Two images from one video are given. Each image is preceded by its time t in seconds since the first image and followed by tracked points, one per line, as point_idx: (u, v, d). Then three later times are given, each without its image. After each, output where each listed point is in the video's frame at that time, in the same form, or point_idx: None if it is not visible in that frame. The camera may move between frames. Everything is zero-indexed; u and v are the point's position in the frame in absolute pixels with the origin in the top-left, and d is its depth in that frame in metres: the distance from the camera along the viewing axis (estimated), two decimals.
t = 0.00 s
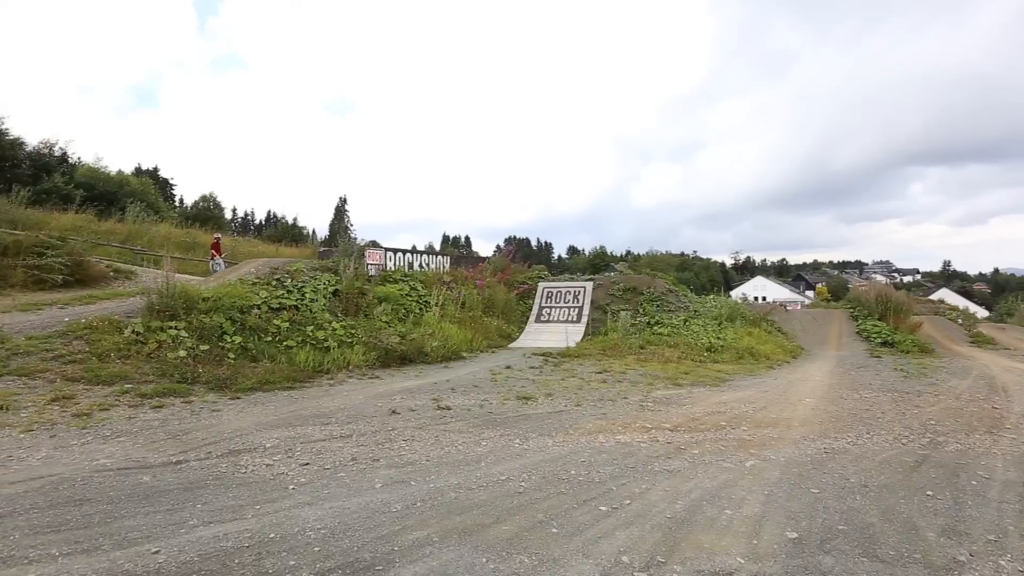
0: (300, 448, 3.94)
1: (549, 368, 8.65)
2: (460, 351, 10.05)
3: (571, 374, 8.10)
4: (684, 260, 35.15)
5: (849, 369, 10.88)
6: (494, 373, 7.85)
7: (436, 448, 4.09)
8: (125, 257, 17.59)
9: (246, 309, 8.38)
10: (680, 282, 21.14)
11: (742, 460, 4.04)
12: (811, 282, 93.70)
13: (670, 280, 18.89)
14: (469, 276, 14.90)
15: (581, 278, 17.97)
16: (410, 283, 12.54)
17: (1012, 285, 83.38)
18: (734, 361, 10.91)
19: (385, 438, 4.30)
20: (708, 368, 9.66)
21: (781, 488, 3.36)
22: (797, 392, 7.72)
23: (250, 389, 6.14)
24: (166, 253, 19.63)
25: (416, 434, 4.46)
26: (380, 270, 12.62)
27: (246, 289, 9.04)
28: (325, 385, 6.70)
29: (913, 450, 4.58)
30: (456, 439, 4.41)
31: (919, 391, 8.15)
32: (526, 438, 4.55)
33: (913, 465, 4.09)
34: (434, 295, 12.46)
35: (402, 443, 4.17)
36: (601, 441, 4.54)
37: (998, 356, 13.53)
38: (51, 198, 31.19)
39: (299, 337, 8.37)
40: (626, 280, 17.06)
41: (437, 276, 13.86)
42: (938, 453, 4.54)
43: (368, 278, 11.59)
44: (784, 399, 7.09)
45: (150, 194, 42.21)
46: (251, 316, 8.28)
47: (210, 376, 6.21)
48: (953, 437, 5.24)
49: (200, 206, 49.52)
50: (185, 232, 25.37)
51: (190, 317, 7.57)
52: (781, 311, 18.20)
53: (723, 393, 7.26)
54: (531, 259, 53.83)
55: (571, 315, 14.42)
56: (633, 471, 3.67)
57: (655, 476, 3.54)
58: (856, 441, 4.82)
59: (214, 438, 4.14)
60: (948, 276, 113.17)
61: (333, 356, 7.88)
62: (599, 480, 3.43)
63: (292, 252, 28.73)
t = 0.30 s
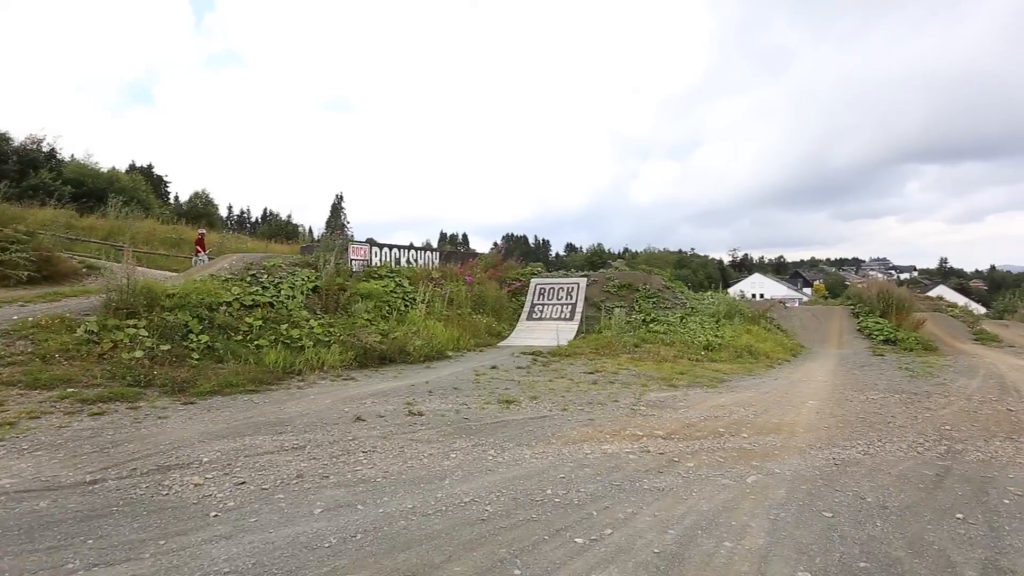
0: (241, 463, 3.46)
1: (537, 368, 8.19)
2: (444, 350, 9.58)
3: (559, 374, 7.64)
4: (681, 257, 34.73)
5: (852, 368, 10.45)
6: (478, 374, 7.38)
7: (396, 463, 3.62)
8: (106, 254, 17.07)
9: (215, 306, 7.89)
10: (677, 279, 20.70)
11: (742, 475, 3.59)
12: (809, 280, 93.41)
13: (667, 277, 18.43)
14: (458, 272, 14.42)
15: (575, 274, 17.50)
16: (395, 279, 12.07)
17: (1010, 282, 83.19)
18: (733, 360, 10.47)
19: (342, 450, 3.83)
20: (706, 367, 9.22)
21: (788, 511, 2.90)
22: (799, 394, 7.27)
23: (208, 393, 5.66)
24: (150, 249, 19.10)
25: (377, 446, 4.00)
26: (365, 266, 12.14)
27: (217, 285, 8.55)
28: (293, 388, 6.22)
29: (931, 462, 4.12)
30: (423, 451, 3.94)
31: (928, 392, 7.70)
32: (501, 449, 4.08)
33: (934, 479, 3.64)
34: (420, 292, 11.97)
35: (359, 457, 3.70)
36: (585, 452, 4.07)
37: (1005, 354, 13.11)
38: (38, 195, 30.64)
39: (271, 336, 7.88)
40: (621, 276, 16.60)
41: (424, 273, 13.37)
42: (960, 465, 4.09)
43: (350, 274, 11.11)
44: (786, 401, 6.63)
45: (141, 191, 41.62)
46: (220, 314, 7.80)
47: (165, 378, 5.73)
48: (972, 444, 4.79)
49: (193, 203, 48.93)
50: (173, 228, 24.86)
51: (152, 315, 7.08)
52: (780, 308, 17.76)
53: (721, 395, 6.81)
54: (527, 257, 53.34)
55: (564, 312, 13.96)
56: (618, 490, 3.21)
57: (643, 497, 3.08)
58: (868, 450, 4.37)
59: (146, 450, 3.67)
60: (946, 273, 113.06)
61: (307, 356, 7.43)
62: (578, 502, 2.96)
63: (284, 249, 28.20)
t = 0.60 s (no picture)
0: (147, 496, 2.86)
1: (525, 371, 7.60)
2: (427, 351, 8.98)
3: (548, 378, 7.06)
4: (680, 253, 34.17)
5: (860, 369, 9.89)
6: (458, 378, 6.78)
7: (339, 494, 3.02)
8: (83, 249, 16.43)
9: (174, 304, 7.27)
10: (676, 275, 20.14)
11: (753, 507, 3.01)
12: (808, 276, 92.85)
13: (665, 273, 17.83)
14: (447, 268, 13.81)
15: (570, 271, 16.92)
16: (378, 276, 11.47)
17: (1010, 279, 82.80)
18: (734, 361, 9.91)
19: (278, 477, 3.23)
20: (707, 369, 8.65)
21: (813, 565, 2.31)
22: (807, 399, 6.70)
23: (149, 402, 5.05)
24: (131, 245, 18.46)
25: (323, 468, 3.41)
26: (347, 262, 11.55)
27: (180, 281, 7.95)
28: (250, 395, 5.62)
29: (971, 486, 3.54)
30: (375, 476, 3.34)
31: (945, 397, 7.12)
32: (469, 472, 3.48)
33: (981, 512, 3.05)
34: (405, 289, 11.37)
35: (296, 486, 3.10)
36: (567, 475, 3.48)
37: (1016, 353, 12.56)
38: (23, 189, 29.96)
39: (235, 336, 7.27)
40: (617, 272, 16.00)
41: (411, 269, 12.76)
42: (1005, 489, 3.51)
43: (330, 270, 10.51)
44: (795, 408, 6.05)
45: (131, 186, 40.93)
46: (179, 313, 7.18)
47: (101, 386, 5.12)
48: (1010, 461, 4.22)
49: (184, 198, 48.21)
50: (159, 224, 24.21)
51: (99, 314, 6.46)
52: (782, 305, 17.19)
53: (723, 401, 6.22)
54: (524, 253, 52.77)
55: (557, 310, 13.37)
56: (603, 531, 2.62)
57: (632, 543, 2.49)
58: (895, 471, 3.78)
59: (45, 475, 3.10)
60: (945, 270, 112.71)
61: (273, 358, 6.83)
62: (551, 552, 2.37)
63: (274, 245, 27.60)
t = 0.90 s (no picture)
0: None
1: (510, 378, 6.89)
2: (405, 355, 8.25)
3: (534, 388, 6.34)
4: (679, 251, 33.46)
5: (875, 374, 9.19)
6: (433, 389, 6.06)
7: (234, 563, 2.28)
8: (53, 244, 15.63)
9: (117, 305, 6.52)
10: (676, 273, 19.40)
11: None
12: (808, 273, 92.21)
13: (663, 270, 17.09)
14: (434, 265, 13.07)
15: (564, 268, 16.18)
16: (358, 274, 10.74)
17: (1011, 276, 82.24)
18: (739, 364, 9.20)
19: (165, 534, 2.49)
20: (710, 375, 7.95)
21: None
22: (822, 411, 6.00)
23: (61, 422, 4.31)
24: (106, 240, 17.65)
25: (231, 517, 2.70)
26: (323, 259, 10.82)
27: (130, 278, 7.23)
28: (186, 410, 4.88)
29: None
30: (294, 530, 2.60)
31: (975, 408, 6.42)
32: (418, 522, 2.76)
33: None
34: (386, 288, 10.63)
35: (182, 550, 2.36)
36: (541, 527, 2.76)
37: None
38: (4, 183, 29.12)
39: (186, 340, 6.53)
40: (613, 270, 15.27)
41: (394, 266, 12.02)
42: None
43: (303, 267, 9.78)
44: (812, 424, 5.34)
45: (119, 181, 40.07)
46: (122, 314, 6.43)
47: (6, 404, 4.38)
48: None
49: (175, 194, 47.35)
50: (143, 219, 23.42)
51: (26, 317, 5.71)
52: (787, 303, 16.50)
53: (730, 415, 5.51)
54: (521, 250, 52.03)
55: (550, 308, 12.64)
56: None
57: None
58: (947, 518, 3.07)
59: None
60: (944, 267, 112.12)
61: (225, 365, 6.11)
62: None
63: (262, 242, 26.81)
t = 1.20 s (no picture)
0: None
1: (488, 390, 6.09)
2: (374, 362, 7.44)
3: (512, 403, 5.53)
4: (676, 249, 32.66)
5: (892, 381, 8.42)
6: (395, 406, 5.24)
7: None
8: (14, 240, 14.71)
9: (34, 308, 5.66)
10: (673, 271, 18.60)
11: None
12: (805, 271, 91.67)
13: (660, 268, 16.28)
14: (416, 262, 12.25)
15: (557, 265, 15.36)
16: (330, 272, 9.90)
17: (1009, 274, 81.83)
18: (743, 370, 8.43)
19: None
20: (714, 384, 7.15)
21: None
22: (843, 430, 5.20)
23: None
24: (75, 236, 16.70)
25: None
26: (293, 256, 9.99)
27: (57, 277, 6.37)
28: (88, 436, 4.04)
29: None
30: None
31: (1015, 424, 5.65)
32: None
33: None
34: (360, 288, 9.80)
35: None
36: None
37: None
38: None
39: (114, 347, 5.68)
40: (607, 267, 14.46)
41: (372, 264, 11.19)
42: None
43: (268, 264, 8.95)
44: (834, 448, 4.56)
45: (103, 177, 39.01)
46: (39, 319, 5.58)
47: None
48: None
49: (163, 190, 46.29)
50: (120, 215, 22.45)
51: None
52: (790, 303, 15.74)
53: (739, 438, 4.72)
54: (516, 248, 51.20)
55: (539, 309, 11.84)
56: None
57: None
58: None
59: None
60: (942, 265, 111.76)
61: (152, 377, 5.27)
62: None
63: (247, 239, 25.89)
